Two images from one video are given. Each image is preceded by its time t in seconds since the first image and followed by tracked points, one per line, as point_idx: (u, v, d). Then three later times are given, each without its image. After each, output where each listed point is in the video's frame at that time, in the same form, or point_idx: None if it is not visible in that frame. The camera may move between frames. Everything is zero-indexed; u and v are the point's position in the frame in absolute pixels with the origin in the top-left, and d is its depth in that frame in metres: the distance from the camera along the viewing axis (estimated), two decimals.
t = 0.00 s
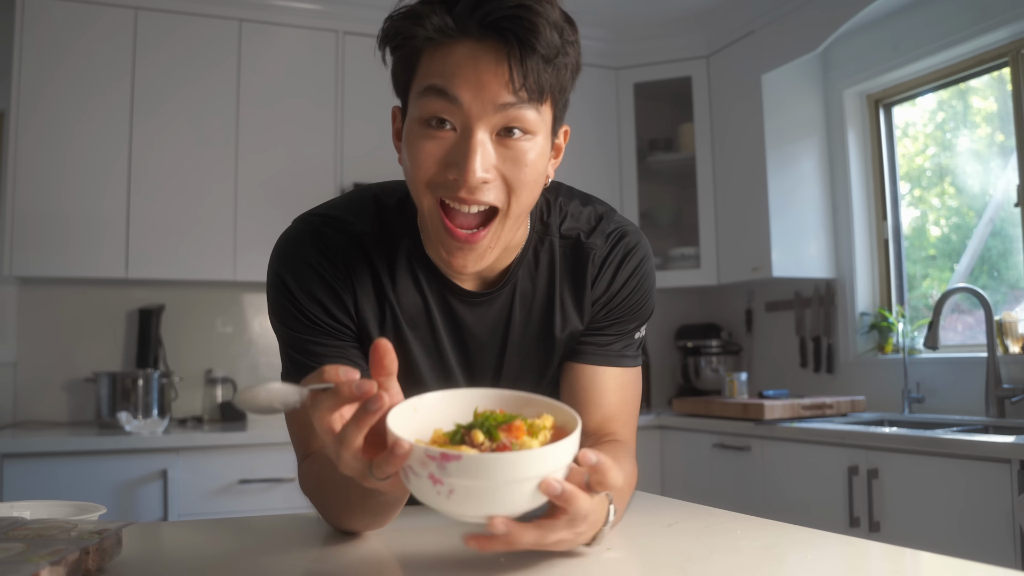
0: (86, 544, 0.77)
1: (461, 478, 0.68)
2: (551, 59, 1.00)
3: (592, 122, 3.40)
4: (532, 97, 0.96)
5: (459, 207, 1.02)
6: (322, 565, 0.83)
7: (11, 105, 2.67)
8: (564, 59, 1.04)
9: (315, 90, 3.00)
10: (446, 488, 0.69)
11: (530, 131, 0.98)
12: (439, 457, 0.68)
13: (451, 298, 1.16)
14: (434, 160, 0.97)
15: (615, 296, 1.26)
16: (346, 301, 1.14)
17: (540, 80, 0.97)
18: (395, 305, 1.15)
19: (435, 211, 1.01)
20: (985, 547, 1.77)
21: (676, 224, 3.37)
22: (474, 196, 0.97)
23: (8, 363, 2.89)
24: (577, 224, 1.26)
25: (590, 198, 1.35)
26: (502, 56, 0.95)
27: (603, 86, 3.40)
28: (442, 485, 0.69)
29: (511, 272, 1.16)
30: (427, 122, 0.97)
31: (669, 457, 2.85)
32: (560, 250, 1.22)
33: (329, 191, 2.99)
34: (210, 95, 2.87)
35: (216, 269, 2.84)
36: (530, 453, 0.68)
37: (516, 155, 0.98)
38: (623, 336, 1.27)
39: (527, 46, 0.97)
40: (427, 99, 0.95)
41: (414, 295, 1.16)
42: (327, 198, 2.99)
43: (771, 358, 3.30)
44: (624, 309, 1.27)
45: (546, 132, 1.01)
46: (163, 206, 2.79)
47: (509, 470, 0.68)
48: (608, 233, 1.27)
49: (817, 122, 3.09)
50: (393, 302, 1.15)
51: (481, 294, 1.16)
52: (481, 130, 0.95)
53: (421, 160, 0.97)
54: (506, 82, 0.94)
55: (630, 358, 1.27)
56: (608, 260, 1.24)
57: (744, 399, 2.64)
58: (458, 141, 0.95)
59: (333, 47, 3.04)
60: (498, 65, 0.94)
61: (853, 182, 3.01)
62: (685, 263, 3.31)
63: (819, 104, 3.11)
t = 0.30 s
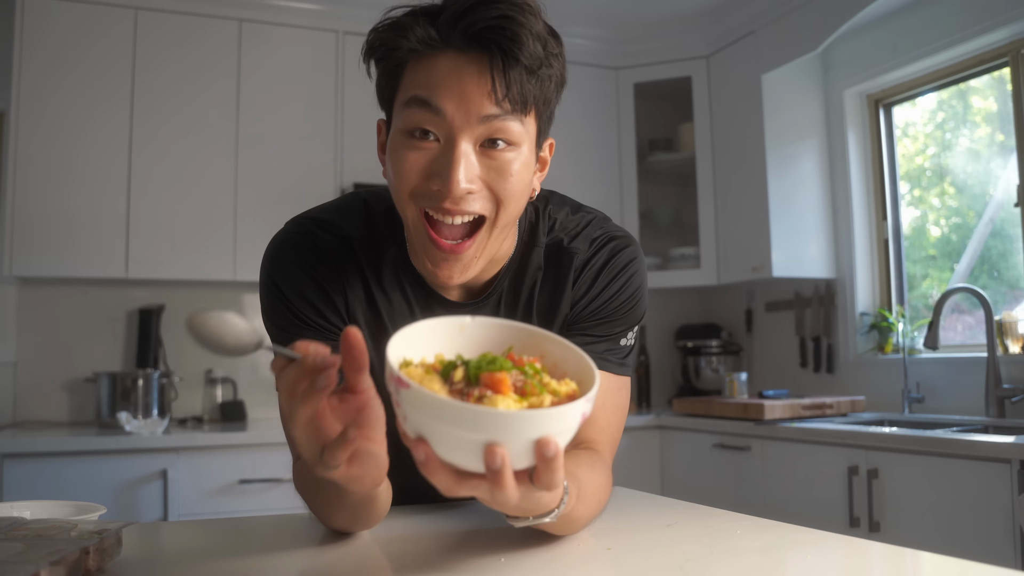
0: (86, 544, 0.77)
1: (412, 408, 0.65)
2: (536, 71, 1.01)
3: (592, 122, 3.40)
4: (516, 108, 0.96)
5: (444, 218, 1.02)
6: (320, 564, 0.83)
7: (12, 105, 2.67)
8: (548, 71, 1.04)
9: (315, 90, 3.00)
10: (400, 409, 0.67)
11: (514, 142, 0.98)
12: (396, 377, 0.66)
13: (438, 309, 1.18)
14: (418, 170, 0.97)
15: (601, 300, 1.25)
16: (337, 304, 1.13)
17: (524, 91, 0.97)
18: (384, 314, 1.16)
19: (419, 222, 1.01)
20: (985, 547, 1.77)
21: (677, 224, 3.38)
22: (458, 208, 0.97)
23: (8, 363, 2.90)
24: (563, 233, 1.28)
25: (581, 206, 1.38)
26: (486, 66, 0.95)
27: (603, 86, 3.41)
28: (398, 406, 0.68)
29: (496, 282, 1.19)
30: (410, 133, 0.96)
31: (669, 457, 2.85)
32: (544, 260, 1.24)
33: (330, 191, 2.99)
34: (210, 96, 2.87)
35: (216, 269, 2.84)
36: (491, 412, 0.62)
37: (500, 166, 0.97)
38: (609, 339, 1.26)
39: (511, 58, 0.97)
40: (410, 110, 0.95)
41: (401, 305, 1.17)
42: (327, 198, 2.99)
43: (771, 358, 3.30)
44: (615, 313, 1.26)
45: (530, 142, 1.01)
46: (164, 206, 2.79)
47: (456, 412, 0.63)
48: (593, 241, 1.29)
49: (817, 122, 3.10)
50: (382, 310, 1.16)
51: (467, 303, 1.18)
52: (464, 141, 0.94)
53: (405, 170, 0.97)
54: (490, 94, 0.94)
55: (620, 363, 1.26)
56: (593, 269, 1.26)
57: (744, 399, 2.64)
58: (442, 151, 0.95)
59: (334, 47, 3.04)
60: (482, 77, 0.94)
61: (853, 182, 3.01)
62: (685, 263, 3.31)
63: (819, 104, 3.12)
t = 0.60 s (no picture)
0: (26, 558, 0.66)
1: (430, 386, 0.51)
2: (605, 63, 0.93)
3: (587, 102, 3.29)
4: (579, 108, 0.87)
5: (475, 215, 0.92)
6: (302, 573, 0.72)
7: None
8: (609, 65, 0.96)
9: (298, 64, 2.85)
10: (461, 502, 0.57)
11: (564, 143, 0.90)
12: (446, 461, 0.56)
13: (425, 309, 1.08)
14: (464, 163, 0.86)
15: (591, 284, 1.21)
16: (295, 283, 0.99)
17: (585, 89, 0.89)
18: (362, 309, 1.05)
19: (452, 216, 0.89)
20: (999, 546, 1.70)
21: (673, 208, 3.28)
22: (504, 206, 0.87)
23: None
24: (547, 216, 1.21)
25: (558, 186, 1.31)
26: (561, 56, 0.85)
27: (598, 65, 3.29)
28: (457, 498, 0.57)
29: (487, 284, 1.10)
30: (460, 117, 0.85)
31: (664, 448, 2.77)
32: (534, 244, 1.17)
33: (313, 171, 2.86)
34: (185, 67, 2.71)
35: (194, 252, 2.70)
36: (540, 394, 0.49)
37: (545, 167, 0.89)
38: (603, 319, 1.20)
39: (590, 48, 0.88)
40: (466, 94, 0.84)
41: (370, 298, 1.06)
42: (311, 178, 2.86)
43: (767, 347, 3.23)
44: (603, 296, 1.22)
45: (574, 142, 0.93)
46: (138, 183, 2.64)
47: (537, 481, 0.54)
48: (580, 221, 1.23)
49: (818, 105, 2.98)
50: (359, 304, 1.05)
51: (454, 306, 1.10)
52: (520, 137, 0.84)
53: (449, 160, 0.86)
54: (563, 85, 0.84)
55: (616, 347, 1.20)
56: (583, 251, 1.20)
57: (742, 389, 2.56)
58: (495, 146, 0.85)
59: (317, 20, 2.89)
60: (558, 67, 0.84)
61: (856, 168, 2.89)
62: (682, 248, 3.22)
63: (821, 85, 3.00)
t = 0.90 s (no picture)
0: (26, 558, 0.66)
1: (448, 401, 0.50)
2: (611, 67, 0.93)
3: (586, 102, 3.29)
4: (582, 109, 0.87)
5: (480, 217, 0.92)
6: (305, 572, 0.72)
7: None
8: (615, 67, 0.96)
9: (297, 64, 2.85)
10: (490, 515, 0.57)
11: (568, 145, 0.89)
12: (474, 475, 0.55)
13: (427, 310, 1.08)
14: (468, 165, 0.86)
15: (593, 284, 1.21)
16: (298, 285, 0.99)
17: (589, 90, 0.89)
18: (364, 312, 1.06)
19: (456, 217, 0.89)
20: (999, 546, 1.70)
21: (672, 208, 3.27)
22: (508, 208, 0.87)
23: None
24: (549, 215, 1.21)
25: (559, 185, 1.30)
26: (564, 58, 0.85)
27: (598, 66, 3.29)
28: (486, 512, 0.57)
29: (489, 284, 1.10)
30: (464, 120, 0.85)
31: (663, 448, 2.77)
32: (536, 244, 1.17)
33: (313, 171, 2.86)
34: (184, 66, 2.71)
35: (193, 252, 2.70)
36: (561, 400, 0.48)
37: (550, 169, 0.89)
38: (605, 319, 1.20)
39: (595, 52, 0.88)
40: (470, 96, 0.84)
41: (372, 299, 1.06)
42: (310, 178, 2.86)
43: (767, 347, 3.22)
44: (604, 296, 1.22)
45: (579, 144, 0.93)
46: (137, 183, 2.64)
47: (563, 490, 0.54)
48: (582, 221, 1.22)
49: (818, 105, 2.98)
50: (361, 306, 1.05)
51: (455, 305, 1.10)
52: (524, 139, 0.84)
53: (453, 162, 0.86)
54: (569, 88, 0.84)
55: (617, 347, 1.20)
56: (585, 251, 1.20)
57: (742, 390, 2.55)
58: (499, 148, 0.85)
59: (316, 21, 2.89)
60: (563, 69, 0.84)
61: (856, 168, 2.88)
62: (682, 248, 3.21)
63: (821, 85, 2.99)
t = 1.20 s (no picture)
0: (27, 558, 0.66)
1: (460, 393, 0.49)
2: (607, 66, 0.94)
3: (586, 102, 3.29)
4: (577, 109, 0.87)
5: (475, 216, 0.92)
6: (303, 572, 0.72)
7: None
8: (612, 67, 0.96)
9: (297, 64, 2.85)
10: (487, 504, 0.57)
11: (563, 145, 0.89)
12: (473, 463, 0.56)
13: (429, 309, 1.08)
14: (463, 164, 0.86)
15: (595, 284, 1.21)
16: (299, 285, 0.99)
17: (585, 90, 0.89)
18: (365, 313, 1.06)
19: (450, 216, 0.89)
20: (999, 546, 1.70)
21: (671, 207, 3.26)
22: (503, 207, 0.87)
23: None
24: (550, 216, 1.21)
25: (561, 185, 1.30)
26: (560, 58, 0.85)
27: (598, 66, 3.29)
28: (483, 501, 0.57)
29: (490, 283, 1.10)
30: (459, 119, 0.85)
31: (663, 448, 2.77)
32: (538, 244, 1.17)
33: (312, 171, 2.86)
34: (185, 67, 2.71)
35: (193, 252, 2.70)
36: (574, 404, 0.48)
37: (545, 169, 0.89)
38: (606, 319, 1.20)
39: (591, 52, 0.88)
40: (465, 96, 0.84)
41: (373, 298, 1.06)
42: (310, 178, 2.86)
43: (767, 347, 3.22)
44: (606, 296, 1.22)
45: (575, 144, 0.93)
46: (137, 183, 2.64)
47: (562, 485, 0.54)
48: (584, 222, 1.22)
49: (818, 105, 2.98)
50: (362, 306, 1.06)
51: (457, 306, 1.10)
52: (519, 138, 0.84)
53: (448, 161, 0.86)
54: (563, 88, 0.84)
55: (618, 347, 1.20)
56: (586, 252, 1.20)
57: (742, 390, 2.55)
58: (493, 148, 0.85)
59: (316, 21, 2.89)
60: (558, 69, 0.84)
61: (856, 168, 2.88)
62: (681, 248, 3.21)
63: (820, 85, 2.99)
